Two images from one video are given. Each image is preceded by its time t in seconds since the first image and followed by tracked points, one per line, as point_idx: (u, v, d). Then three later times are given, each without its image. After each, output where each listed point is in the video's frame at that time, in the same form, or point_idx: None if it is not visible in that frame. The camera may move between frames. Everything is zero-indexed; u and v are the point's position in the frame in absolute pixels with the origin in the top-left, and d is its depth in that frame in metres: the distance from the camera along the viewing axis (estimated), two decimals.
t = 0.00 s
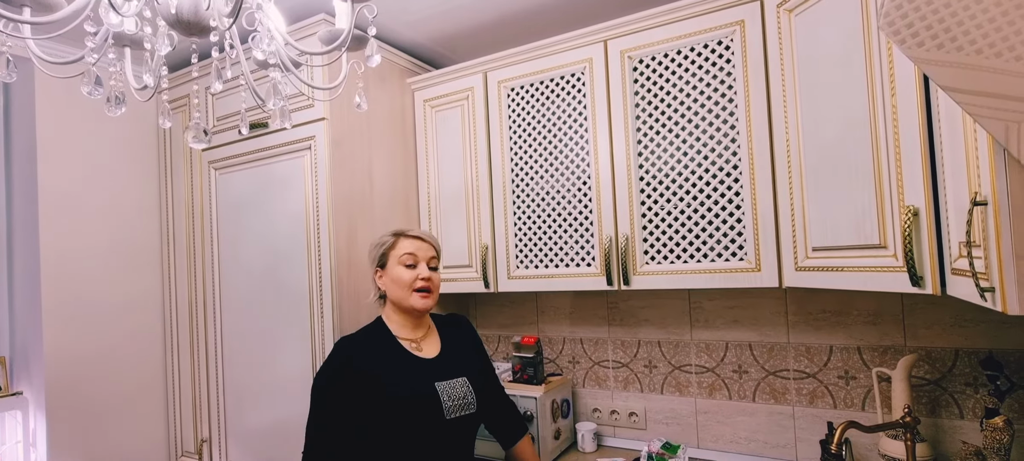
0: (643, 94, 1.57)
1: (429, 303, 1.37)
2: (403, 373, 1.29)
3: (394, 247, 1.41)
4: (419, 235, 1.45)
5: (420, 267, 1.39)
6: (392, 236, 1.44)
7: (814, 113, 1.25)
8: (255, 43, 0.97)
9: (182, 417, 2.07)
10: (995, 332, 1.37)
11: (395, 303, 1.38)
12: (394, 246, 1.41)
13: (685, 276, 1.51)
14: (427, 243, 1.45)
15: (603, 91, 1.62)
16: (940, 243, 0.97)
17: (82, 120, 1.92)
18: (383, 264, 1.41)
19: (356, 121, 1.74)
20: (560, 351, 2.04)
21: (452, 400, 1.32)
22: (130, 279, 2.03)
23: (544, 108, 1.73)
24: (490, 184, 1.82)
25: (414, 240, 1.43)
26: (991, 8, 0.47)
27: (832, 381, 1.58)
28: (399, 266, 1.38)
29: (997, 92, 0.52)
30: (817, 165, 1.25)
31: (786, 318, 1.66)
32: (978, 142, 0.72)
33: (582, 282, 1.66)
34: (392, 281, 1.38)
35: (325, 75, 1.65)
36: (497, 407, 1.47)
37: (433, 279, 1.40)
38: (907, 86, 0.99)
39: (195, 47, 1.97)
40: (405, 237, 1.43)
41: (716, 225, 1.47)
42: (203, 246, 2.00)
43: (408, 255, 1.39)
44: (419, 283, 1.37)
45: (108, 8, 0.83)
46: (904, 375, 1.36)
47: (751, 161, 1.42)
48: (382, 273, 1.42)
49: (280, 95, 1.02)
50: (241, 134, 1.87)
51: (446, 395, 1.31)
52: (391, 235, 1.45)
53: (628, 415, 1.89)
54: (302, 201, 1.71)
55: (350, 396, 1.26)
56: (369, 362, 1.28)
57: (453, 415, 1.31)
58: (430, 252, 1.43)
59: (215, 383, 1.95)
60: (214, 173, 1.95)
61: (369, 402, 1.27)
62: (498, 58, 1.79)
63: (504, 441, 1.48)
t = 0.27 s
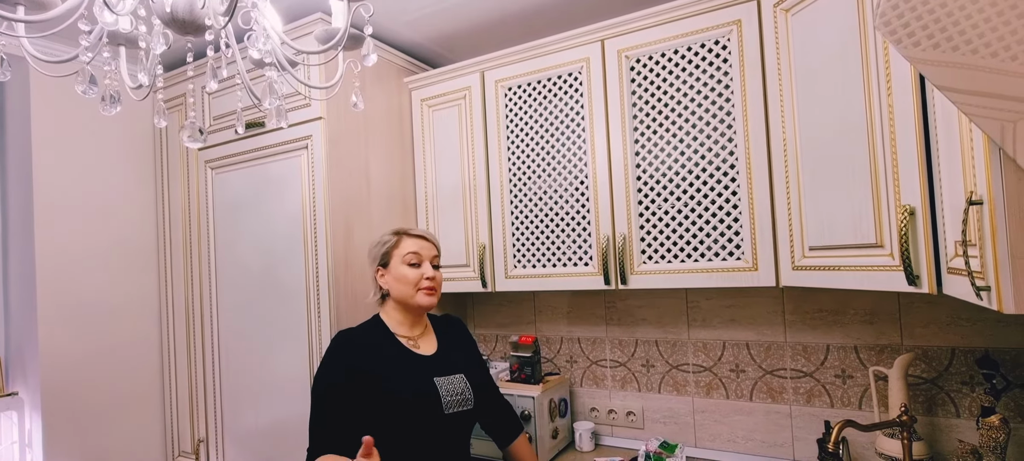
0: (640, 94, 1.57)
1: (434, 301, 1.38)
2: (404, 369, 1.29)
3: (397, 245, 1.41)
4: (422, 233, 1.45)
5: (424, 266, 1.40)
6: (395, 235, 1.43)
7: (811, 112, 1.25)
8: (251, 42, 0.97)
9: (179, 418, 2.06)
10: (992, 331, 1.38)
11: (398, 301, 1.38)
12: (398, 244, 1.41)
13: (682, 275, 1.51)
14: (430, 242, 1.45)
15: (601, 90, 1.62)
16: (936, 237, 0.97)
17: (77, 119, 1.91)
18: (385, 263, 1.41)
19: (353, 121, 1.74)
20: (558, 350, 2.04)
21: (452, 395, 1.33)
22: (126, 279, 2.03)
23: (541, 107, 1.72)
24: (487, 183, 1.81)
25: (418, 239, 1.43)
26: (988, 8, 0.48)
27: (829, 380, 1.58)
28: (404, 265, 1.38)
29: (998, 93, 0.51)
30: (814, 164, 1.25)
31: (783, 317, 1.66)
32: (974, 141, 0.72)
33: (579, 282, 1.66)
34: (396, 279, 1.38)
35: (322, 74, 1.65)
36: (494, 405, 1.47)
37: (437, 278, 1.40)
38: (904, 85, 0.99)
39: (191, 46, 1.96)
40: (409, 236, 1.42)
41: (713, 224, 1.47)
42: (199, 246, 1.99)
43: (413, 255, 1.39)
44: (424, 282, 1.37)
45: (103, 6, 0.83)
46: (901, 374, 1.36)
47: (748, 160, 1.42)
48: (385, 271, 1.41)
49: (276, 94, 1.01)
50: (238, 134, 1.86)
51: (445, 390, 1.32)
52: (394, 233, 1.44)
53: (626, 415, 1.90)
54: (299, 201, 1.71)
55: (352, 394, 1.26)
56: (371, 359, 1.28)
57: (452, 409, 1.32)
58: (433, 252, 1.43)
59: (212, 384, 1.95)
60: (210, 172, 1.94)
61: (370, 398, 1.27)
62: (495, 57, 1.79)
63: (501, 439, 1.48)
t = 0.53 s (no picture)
0: (639, 94, 1.57)
1: (432, 302, 1.38)
2: (406, 371, 1.29)
3: (394, 248, 1.41)
4: (419, 235, 1.44)
5: (421, 268, 1.39)
6: (392, 237, 1.43)
7: (809, 112, 1.25)
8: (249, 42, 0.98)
9: (178, 418, 2.06)
10: (989, 330, 1.38)
11: (397, 304, 1.38)
12: (395, 247, 1.41)
13: (680, 275, 1.51)
14: (427, 243, 1.45)
15: (599, 90, 1.62)
16: (934, 237, 0.97)
17: (75, 120, 1.91)
18: (384, 265, 1.41)
19: (352, 121, 1.74)
20: (556, 350, 2.04)
21: (453, 396, 1.33)
22: (125, 280, 2.03)
23: (540, 107, 1.72)
24: (486, 183, 1.81)
25: (415, 241, 1.42)
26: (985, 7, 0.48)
27: (827, 380, 1.59)
28: (401, 268, 1.38)
29: (995, 92, 0.51)
30: (812, 164, 1.25)
31: (781, 317, 1.66)
32: (972, 140, 0.72)
33: (578, 282, 1.66)
34: (394, 282, 1.37)
35: (320, 74, 1.64)
36: (494, 405, 1.47)
37: (435, 279, 1.40)
38: (902, 85, 0.99)
39: (188, 46, 1.96)
40: (406, 239, 1.42)
41: (711, 224, 1.47)
42: (198, 246, 1.99)
43: (410, 257, 1.39)
44: (421, 284, 1.37)
45: (100, 6, 0.83)
46: (899, 374, 1.36)
47: (746, 160, 1.42)
48: (383, 275, 1.41)
49: (274, 94, 1.01)
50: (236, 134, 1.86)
51: (447, 391, 1.32)
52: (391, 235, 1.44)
53: (624, 414, 1.90)
54: (298, 201, 1.71)
55: (356, 395, 1.26)
56: (372, 361, 1.28)
57: (454, 410, 1.33)
58: (430, 253, 1.43)
59: (210, 384, 1.94)
60: (209, 172, 1.94)
61: (372, 400, 1.27)
62: (493, 57, 1.79)
63: (500, 439, 1.49)
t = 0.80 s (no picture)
0: (638, 97, 1.57)
1: (425, 295, 1.37)
2: (406, 375, 1.29)
3: (385, 248, 1.43)
4: (409, 234, 1.47)
5: (411, 264, 1.40)
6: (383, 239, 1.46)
7: (808, 115, 1.25)
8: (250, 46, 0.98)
9: (177, 422, 2.06)
10: (988, 334, 1.38)
11: (392, 303, 1.38)
12: (385, 248, 1.43)
13: (680, 278, 1.51)
14: (418, 242, 1.47)
15: (599, 94, 1.62)
16: (932, 241, 0.97)
17: (76, 123, 1.92)
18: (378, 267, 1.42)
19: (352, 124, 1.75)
20: (556, 353, 2.04)
21: (454, 400, 1.33)
22: (124, 283, 2.03)
23: (539, 110, 1.73)
24: (485, 186, 1.82)
25: (403, 240, 1.45)
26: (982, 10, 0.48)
27: (827, 383, 1.59)
28: (391, 265, 1.39)
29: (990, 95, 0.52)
30: (811, 168, 1.26)
31: (781, 320, 1.66)
32: (969, 145, 0.73)
33: (577, 285, 1.66)
34: (386, 281, 1.38)
35: (321, 78, 1.65)
36: (494, 409, 1.47)
37: (426, 273, 1.40)
38: (899, 89, 1.00)
39: (189, 50, 1.97)
40: (394, 238, 1.44)
41: (710, 227, 1.47)
42: (198, 249, 1.99)
43: (399, 254, 1.40)
44: (412, 278, 1.37)
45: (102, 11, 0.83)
46: (898, 377, 1.36)
47: (745, 163, 1.42)
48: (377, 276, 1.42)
49: (275, 98, 1.02)
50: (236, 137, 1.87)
51: (447, 395, 1.32)
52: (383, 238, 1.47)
53: (624, 418, 1.89)
54: (298, 205, 1.71)
55: (358, 400, 1.26)
56: (373, 366, 1.28)
57: (454, 415, 1.33)
58: (421, 250, 1.44)
59: (210, 387, 1.94)
60: (209, 175, 1.94)
61: (372, 405, 1.27)
62: (493, 60, 1.80)
63: (500, 443, 1.49)
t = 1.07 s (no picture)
0: (637, 97, 1.57)
1: (414, 302, 1.36)
2: (405, 374, 1.30)
3: (380, 251, 1.42)
4: (406, 237, 1.44)
5: (403, 269, 1.39)
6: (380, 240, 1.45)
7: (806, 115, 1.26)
8: (249, 47, 0.98)
9: (177, 423, 2.06)
10: (988, 333, 1.38)
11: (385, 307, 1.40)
12: (379, 251, 1.43)
13: (680, 278, 1.51)
14: (415, 244, 1.44)
15: (598, 94, 1.63)
16: (931, 240, 0.97)
17: (75, 124, 1.91)
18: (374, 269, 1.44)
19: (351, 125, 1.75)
20: (556, 354, 2.04)
21: (452, 399, 1.33)
22: (124, 285, 2.03)
23: (539, 111, 1.73)
24: (485, 187, 1.82)
25: (397, 243, 1.43)
26: (981, 10, 0.48)
27: (827, 383, 1.59)
28: (383, 271, 1.40)
29: (989, 94, 0.52)
30: (810, 168, 1.26)
31: (781, 320, 1.66)
32: (968, 144, 0.73)
33: (577, 285, 1.66)
34: (379, 285, 1.40)
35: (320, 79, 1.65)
36: (494, 409, 1.47)
37: (417, 279, 1.39)
38: (897, 88, 0.99)
39: (188, 52, 1.97)
40: (390, 241, 1.43)
41: (710, 227, 1.47)
42: (197, 250, 1.99)
43: (390, 259, 1.39)
44: (401, 285, 1.37)
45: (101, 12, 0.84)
46: (898, 377, 1.36)
47: (745, 163, 1.43)
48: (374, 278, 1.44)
49: (274, 99, 1.02)
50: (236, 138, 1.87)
51: (445, 395, 1.32)
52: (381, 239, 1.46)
53: (624, 418, 1.89)
54: (297, 206, 1.71)
55: (357, 401, 1.25)
56: (372, 367, 1.28)
57: (453, 414, 1.33)
58: (416, 254, 1.42)
59: (210, 388, 1.94)
60: (208, 176, 1.95)
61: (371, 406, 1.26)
62: (492, 61, 1.80)
63: (499, 443, 1.49)
